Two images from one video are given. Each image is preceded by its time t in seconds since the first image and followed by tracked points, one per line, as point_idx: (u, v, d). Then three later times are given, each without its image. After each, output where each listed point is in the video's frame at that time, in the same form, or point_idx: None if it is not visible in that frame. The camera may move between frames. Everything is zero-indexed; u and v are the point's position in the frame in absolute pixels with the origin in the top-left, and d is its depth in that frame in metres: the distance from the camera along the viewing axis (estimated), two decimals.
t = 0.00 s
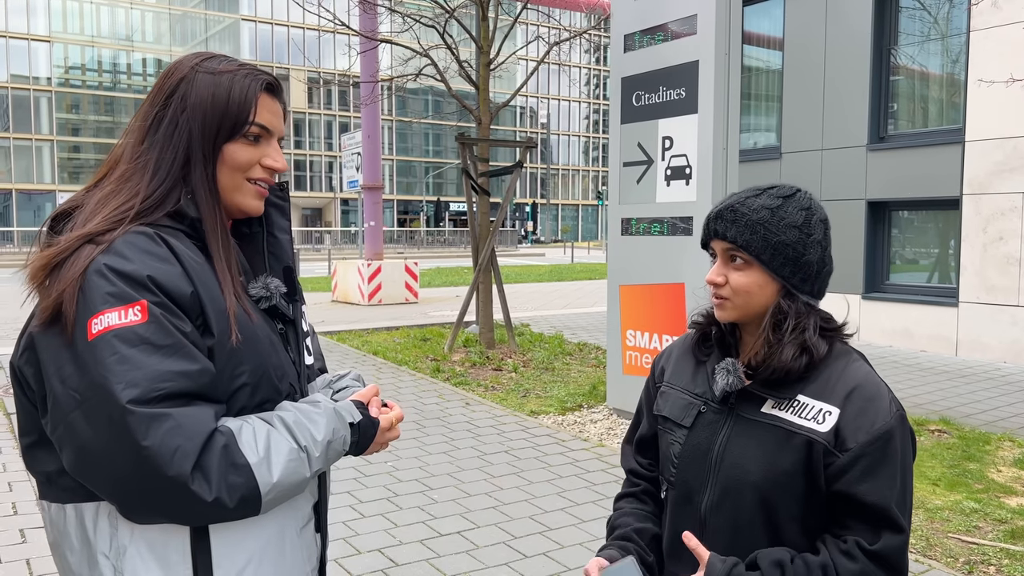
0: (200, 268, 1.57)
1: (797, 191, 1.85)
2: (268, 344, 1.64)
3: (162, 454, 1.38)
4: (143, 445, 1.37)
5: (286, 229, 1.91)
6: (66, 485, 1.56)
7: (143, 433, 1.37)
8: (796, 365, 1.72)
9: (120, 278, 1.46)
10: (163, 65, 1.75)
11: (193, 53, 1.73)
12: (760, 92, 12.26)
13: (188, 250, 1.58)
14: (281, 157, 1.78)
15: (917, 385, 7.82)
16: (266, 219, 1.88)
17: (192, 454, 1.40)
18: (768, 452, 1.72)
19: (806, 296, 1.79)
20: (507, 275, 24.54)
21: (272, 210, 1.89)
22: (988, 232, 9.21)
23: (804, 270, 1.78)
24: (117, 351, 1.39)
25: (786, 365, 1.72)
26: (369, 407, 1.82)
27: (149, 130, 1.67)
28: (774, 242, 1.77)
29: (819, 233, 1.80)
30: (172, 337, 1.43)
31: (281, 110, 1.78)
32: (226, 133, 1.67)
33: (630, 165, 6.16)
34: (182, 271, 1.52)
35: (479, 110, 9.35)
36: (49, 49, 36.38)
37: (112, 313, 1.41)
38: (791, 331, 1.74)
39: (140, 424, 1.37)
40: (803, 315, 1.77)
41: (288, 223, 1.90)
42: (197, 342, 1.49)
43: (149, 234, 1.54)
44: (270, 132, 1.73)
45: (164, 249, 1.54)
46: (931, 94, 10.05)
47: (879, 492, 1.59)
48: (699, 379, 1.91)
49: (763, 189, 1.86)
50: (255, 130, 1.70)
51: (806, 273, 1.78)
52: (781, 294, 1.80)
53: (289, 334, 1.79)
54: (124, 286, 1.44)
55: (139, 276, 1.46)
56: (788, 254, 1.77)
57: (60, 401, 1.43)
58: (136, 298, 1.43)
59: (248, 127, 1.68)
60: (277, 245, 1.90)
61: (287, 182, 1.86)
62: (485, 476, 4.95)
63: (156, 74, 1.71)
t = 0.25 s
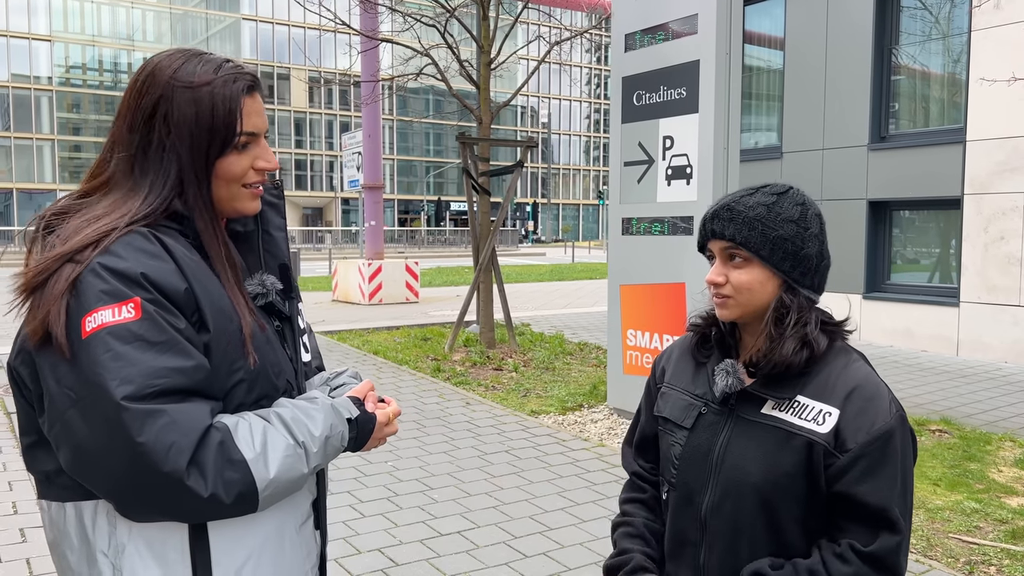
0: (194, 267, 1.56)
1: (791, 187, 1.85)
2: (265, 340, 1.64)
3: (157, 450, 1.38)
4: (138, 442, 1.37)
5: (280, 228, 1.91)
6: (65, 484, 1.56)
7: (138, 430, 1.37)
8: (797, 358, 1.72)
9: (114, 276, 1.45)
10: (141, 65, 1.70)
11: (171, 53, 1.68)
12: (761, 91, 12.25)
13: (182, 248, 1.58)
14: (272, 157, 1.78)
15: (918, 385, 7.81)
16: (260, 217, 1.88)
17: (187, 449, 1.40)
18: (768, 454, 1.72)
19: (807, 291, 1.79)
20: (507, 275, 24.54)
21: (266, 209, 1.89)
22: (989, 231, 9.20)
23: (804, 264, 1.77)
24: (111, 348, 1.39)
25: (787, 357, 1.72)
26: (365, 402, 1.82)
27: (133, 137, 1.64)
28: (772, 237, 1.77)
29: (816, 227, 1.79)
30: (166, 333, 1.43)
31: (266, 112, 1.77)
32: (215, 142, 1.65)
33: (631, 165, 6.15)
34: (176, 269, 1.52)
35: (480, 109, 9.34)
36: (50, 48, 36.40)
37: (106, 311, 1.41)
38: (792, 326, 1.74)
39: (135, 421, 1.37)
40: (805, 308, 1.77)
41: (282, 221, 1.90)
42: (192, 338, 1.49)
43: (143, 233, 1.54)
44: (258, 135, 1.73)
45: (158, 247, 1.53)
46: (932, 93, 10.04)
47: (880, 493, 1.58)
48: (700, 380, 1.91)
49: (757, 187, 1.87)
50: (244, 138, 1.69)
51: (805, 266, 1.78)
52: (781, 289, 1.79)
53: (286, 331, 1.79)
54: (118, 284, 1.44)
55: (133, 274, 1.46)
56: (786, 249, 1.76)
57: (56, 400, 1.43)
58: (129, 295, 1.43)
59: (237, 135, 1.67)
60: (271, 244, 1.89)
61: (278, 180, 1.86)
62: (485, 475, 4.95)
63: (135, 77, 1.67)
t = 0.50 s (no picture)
0: (183, 271, 1.56)
1: (805, 193, 1.84)
2: (258, 343, 1.64)
3: (146, 457, 1.38)
4: (127, 449, 1.37)
5: (275, 226, 1.91)
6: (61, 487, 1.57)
7: (125, 438, 1.37)
8: (796, 363, 1.72)
9: (102, 282, 1.45)
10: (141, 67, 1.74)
11: (169, 53, 1.72)
12: (763, 91, 12.24)
13: (171, 251, 1.58)
14: (267, 154, 1.78)
15: (920, 384, 7.81)
16: (255, 216, 1.88)
17: (176, 456, 1.40)
18: (766, 453, 1.72)
19: (809, 298, 1.80)
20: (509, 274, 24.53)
21: (261, 208, 1.89)
22: (991, 231, 9.19)
23: (809, 272, 1.78)
24: (99, 355, 1.39)
25: (785, 364, 1.72)
26: (360, 402, 1.82)
27: (127, 133, 1.66)
28: (780, 244, 1.77)
29: (825, 236, 1.80)
30: (155, 340, 1.43)
31: (262, 107, 1.78)
32: (207, 133, 1.66)
33: (632, 164, 6.15)
34: (165, 274, 1.52)
35: (481, 109, 9.33)
36: (51, 48, 36.43)
37: (94, 318, 1.41)
38: (794, 332, 1.75)
39: (122, 429, 1.37)
40: (805, 316, 1.78)
41: (277, 220, 1.90)
42: (182, 343, 1.49)
43: (130, 237, 1.54)
44: (253, 129, 1.74)
45: (147, 251, 1.53)
46: (934, 93, 10.02)
47: (877, 491, 1.59)
48: (697, 379, 1.91)
49: (770, 189, 1.86)
50: (237, 130, 1.70)
51: (810, 275, 1.78)
52: (785, 296, 1.80)
53: (281, 331, 1.79)
54: (106, 290, 1.44)
55: (121, 280, 1.46)
56: (794, 257, 1.76)
57: (47, 406, 1.43)
58: (117, 302, 1.43)
59: (229, 126, 1.68)
60: (266, 243, 1.90)
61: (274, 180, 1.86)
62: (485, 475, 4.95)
63: (134, 77, 1.70)
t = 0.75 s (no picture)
0: (191, 266, 1.57)
1: (807, 187, 1.85)
2: (263, 340, 1.64)
3: (150, 448, 1.38)
4: (131, 439, 1.37)
5: (281, 226, 1.92)
6: (63, 481, 1.57)
7: (131, 428, 1.37)
8: (801, 358, 1.71)
9: (110, 274, 1.46)
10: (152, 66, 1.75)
11: (180, 53, 1.73)
12: (768, 91, 12.22)
13: (178, 246, 1.58)
14: (275, 153, 1.79)
15: (925, 385, 7.79)
16: (261, 216, 1.89)
17: (179, 448, 1.41)
18: (768, 455, 1.72)
19: (814, 293, 1.80)
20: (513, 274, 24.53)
21: (268, 208, 1.90)
22: (997, 231, 9.16)
23: (815, 265, 1.78)
24: (106, 346, 1.39)
25: (790, 358, 1.72)
26: (362, 401, 1.82)
27: (138, 131, 1.67)
28: (786, 236, 1.77)
29: (829, 229, 1.80)
30: (161, 332, 1.44)
31: (272, 108, 1.79)
32: (217, 132, 1.67)
33: (637, 164, 6.15)
34: (173, 268, 1.52)
35: (486, 108, 9.34)
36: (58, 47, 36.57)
37: (101, 309, 1.42)
38: (800, 325, 1.74)
39: (128, 419, 1.37)
40: (812, 310, 1.77)
41: (284, 220, 1.90)
42: (188, 337, 1.50)
43: (140, 231, 1.54)
44: (263, 129, 1.74)
45: (155, 246, 1.54)
46: (939, 93, 9.99)
47: (877, 494, 1.59)
48: (700, 378, 1.91)
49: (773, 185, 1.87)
50: (248, 129, 1.71)
51: (815, 268, 1.78)
52: (791, 290, 1.80)
53: (285, 331, 1.79)
54: (114, 283, 1.45)
55: (128, 273, 1.46)
56: (800, 249, 1.77)
57: (52, 398, 1.44)
58: (125, 294, 1.44)
59: (239, 125, 1.69)
60: (272, 243, 1.90)
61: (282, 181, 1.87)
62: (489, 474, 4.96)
63: (145, 76, 1.71)
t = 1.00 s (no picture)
0: (199, 266, 1.58)
1: (815, 189, 1.84)
2: (270, 340, 1.66)
3: (157, 449, 1.40)
4: (138, 440, 1.39)
5: (289, 227, 1.93)
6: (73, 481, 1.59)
7: (138, 429, 1.39)
8: (806, 362, 1.71)
9: (119, 276, 1.47)
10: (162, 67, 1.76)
11: (190, 54, 1.74)
12: (780, 90, 12.16)
13: (186, 247, 1.60)
14: (284, 154, 1.80)
15: (937, 386, 7.74)
16: (270, 216, 1.90)
17: (186, 449, 1.42)
18: (773, 454, 1.72)
19: (820, 296, 1.79)
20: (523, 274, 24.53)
21: (276, 208, 1.91)
22: (1011, 232, 9.09)
23: (821, 268, 1.77)
24: (114, 347, 1.41)
25: (796, 362, 1.71)
26: (368, 401, 1.83)
27: (148, 131, 1.68)
28: (793, 240, 1.77)
29: (836, 232, 1.79)
30: (168, 333, 1.45)
31: (281, 108, 1.80)
32: (226, 133, 1.68)
33: (647, 164, 6.14)
34: (180, 269, 1.54)
35: (496, 108, 9.35)
36: (72, 48, 36.86)
37: (110, 310, 1.43)
38: (806, 328, 1.74)
39: (135, 420, 1.39)
40: (818, 313, 1.77)
41: (292, 221, 1.92)
42: (195, 338, 1.51)
43: (148, 232, 1.56)
44: (271, 129, 1.76)
45: (163, 247, 1.55)
46: (953, 92, 9.91)
47: (878, 495, 1.58)
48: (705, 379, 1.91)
49: (781, 187, 1.86)
50: (257, 130, 1.72)
51: (822, 271, 1.78)
52: (797, 292, 1.80)
53: (292, 331, 1.81)
54: (123, 284, 1.46)
55: (137, 274, 1.48)
56: (807, 252, 1.76)
57: (61, 398, 1.45)
58: (133, 295, 1.45)
59: (248, 126, 1.70)
60: (280, 243, 1.92)
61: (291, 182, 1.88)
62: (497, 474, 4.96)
63: (156, 76, 1.73)
